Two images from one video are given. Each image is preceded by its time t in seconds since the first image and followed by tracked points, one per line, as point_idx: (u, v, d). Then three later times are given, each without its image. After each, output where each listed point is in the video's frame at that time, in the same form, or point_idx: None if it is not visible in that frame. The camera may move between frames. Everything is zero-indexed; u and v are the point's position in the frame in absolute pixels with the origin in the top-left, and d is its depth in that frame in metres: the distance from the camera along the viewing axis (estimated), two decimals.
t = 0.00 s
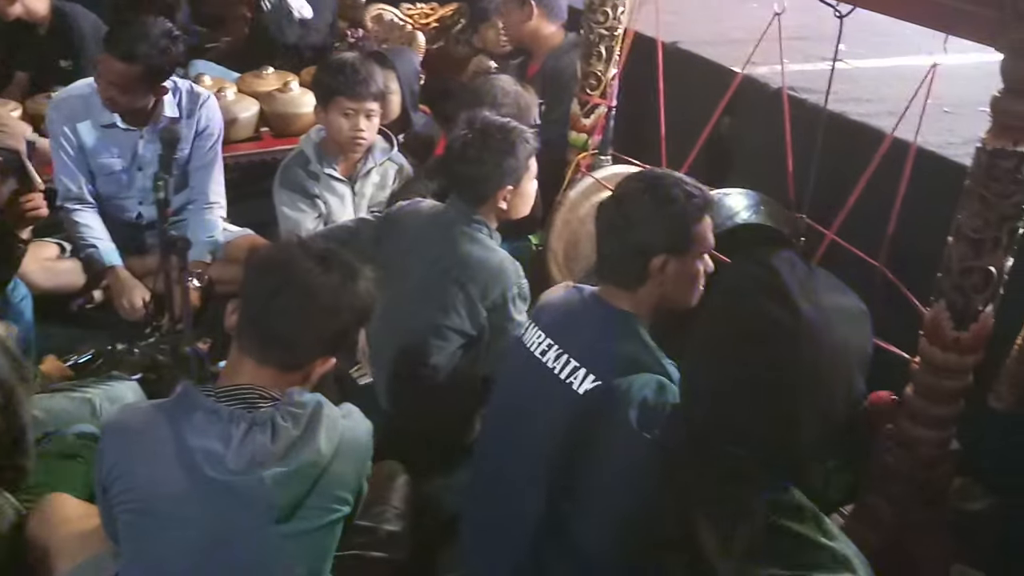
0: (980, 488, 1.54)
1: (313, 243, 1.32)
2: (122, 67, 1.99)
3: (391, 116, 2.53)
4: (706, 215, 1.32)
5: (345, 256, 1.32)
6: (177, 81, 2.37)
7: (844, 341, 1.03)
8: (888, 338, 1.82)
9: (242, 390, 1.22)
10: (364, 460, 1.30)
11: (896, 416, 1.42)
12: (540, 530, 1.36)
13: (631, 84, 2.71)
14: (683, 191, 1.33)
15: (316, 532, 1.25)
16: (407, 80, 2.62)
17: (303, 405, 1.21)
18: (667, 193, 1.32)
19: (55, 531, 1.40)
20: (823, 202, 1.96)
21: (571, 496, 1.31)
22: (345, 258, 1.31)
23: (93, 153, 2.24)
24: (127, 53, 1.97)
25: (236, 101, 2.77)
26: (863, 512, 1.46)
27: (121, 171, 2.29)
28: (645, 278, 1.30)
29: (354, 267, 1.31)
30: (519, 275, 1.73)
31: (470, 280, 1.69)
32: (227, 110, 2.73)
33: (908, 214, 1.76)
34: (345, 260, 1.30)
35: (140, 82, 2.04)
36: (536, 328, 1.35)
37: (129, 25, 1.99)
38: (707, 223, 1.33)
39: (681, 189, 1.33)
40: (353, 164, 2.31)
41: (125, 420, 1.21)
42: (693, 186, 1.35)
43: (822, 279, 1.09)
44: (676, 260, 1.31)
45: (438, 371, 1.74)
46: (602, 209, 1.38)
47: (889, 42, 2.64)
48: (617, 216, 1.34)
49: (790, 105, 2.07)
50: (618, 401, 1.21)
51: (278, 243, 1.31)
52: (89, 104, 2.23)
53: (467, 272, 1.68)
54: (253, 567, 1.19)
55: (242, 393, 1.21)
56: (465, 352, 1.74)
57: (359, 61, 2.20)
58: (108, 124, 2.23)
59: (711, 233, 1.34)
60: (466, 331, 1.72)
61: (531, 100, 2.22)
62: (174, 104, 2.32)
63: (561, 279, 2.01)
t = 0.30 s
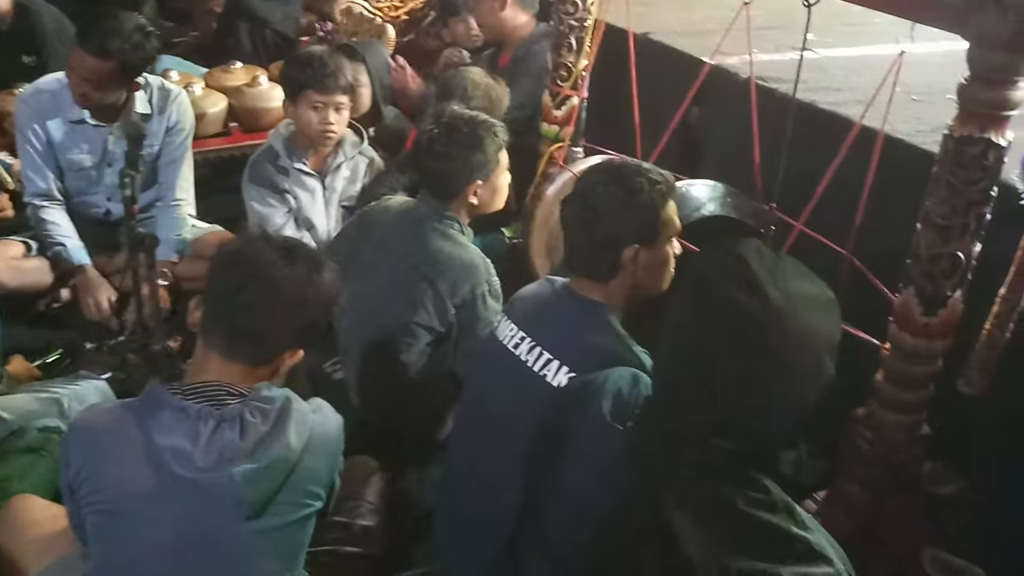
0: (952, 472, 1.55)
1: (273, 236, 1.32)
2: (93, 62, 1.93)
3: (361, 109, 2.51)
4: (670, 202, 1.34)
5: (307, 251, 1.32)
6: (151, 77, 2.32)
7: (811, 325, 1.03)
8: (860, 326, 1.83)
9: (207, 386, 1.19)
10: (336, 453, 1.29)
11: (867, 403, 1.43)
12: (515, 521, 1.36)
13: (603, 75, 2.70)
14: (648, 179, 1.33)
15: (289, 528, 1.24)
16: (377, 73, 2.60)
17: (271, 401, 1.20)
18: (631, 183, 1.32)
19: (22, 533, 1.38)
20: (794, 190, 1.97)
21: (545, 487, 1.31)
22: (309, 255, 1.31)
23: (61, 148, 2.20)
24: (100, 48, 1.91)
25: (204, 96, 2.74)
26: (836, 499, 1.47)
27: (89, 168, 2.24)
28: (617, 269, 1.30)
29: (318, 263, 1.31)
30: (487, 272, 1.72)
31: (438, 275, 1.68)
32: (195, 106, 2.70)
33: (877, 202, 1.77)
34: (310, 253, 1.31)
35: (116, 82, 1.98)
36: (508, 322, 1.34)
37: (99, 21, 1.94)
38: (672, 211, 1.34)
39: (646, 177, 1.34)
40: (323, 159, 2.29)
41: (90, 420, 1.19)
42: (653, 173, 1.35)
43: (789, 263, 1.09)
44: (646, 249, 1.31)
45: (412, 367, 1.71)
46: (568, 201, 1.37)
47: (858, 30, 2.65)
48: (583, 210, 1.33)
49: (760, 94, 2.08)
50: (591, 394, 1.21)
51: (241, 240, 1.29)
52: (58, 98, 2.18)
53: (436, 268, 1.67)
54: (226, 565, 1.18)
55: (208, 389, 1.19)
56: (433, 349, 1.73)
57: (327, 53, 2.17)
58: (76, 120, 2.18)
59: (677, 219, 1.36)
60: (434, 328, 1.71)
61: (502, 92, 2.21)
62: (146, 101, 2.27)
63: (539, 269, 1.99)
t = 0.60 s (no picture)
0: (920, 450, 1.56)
1: (238, 231, 1.30)
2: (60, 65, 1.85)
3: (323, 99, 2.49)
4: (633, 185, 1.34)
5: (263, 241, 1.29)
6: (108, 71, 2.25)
7: (766, 308, 1.01)
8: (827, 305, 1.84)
9: (167, 382, 1.17)
10: (302, 449, 1.27)
11: (834, 382, 1.44)
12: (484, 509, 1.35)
13: (567, 62, 2.69)
14: (609, 165, 1.32)
15: (255, 524, 1.23)
16: (339, 63, 2.57)
17: (232, 396, 1.18)
18: (592, 168, 1.31)
19: None
20: (759, 173, 1.98)
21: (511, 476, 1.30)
22: (270, 246, 1.29)
23: (15, 145, 2.13)
24: (58, 54, 1.83)
25: (163, 90, 2.69)
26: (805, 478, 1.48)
27: (45, 165, 2.17)
28: (582, 256, 1.31)
29: (279, 255, 1.29)
30: (451, 260, 1.70)
31: (401, 263, 1.66)
32: (155, 99, 2.65)
33: (841, 183, 1.78)
34: (271, 245, 1.29)
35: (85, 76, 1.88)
36: (475, 311, 1.33)
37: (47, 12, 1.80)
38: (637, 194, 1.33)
39: (607, 163, 1.32)
40: (286, 151, 2.27)
41: (49, 421, 1.16)
42: (615, 156, 1.34)
43: (742, 244, 1.05)
44: (611, 232, 1.32)
45: (380, 357, 1.71)
46: (530, 189, 1.37)
47: (820, 13, 2.66)
48: (544, 198, 1.33)
49: (724, 78, 2.08)
50: (556, 382, 1.20)
51: (199, 233, 1.27)
52: (11, 94, 2.11)
53: (399, 256, 1.66)
54: (193, 562, 1.17)
55: (167, 386, 1.17)
56: (396, 336, 1.72)
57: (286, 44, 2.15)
58: (31, 116, 2.12)
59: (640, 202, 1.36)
60: (396, 316, 1.70)
61: (465, 80, 2.19)
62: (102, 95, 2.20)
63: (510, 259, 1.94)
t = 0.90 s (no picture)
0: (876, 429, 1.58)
1: (172, 217, 1.28)
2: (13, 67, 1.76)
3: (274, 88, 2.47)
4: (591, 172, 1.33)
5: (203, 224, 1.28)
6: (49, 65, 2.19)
7: (720, 290, 1.02)
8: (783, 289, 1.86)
9: (126, 378, 1.16)
10: (262, 444, 1.26)
11: (790, 363, 1.45)
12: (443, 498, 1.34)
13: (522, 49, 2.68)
14: (567, 151, 1.32)
15: (213, 521, 1.20)
16: (291, 52, 2.53)
17: (190, 391, 1.16)
18: (551, 154, 1.31)
19: None
20: (714, 158, 1.99)
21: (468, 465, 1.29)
22: (211, 230, 1.27)
23: None
24: (11, 53, 1.73)
25: (111, 81, 2.63)
26: (764, 460, 1.49)
27: None
28: (536, 242, 1.30)
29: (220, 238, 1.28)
30: (407, 245, 1.68)
31: (356, 250, 1.65)
32: (103, 91, 2.60)
33: (795, 167, 1.79)
34: (211, 228, 1.27)
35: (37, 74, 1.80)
36: (432, 299, 1.33)
37: None
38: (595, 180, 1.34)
39: (564, 149, 1.32)
40: (238, 141, 2.23)
41: None
42: (575, 144, 1.33)
43: (697, 227, 1.06)
44: (567, 219, 1.31)
45: (337, 345, 1.69)
46: (488, 175, 1.37)
47: None
48: (502, 183, 1.33)
49: (678, 64, 2.08)
50: (515, 365, 1.20)
51: (137, 223, 1.25)
52: None
53: (354, 242, 1.64)
54: (147, 560, 1.14)
55: (126, 382, 1.16)
56: (354, 325, 1.70)
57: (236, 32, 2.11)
58: None
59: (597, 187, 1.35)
60: (352, 303, 1.67)
61: (419, 68, 2.18)
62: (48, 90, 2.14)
63: (465, 246, 1.92)
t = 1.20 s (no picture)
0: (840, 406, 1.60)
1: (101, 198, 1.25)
2: None
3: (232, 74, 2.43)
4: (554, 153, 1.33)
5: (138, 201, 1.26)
6: None
7: (687, 267, 1.00)
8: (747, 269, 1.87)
9: (93, 368, 1.16)
10: (231, 436, 1.24)
11: (756, 343, 1.46)
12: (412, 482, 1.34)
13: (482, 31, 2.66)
14: (528, 130, 1.31)
15: (182, 511, 1.19)
16: (248, 36, 2.49)
17: (159, 381, 1.15)
18: (513, 133, 1.30)
19: None
20: (677, 139, 1.99)
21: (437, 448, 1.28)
22: (146, 208, 1.25)
23: None
24: None
25: (66, 68, 2.57)
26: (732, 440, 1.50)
27: None
28: (504, 224, 1.29)
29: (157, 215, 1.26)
30: (367, 227, 1.67)
31: (315, 233, 1.62)
32: (57, 79, 2.54)
33: (757, 147, 1.79)
34: (145, 206, 1.26)
35: None
36: (396, 283, 1.31)
37: None
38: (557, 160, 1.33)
39: (526, 129, 1.31)
40: (197, 128, 2.18)
41: None
42: (536, 124, 1.32)
43: (663, 206, 1.03)
44: (533, 199, 1.31)
45: (303, 332, 1.68)
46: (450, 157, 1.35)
47: None
48: (465, 164, 1.31)
49: (640, 45, 2.07)
50: (482, 346, 1.18)
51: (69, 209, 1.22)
52: None
53: (313, 225, 1.62)
54: (114, 551, 1.11)
55: (93, 371, 1.16)
56: (315, 308, 1.69)
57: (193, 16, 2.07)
58: None
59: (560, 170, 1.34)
60: (314, 287, 1.66)
61: (379, 51, 2.15)
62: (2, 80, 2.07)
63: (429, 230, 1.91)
